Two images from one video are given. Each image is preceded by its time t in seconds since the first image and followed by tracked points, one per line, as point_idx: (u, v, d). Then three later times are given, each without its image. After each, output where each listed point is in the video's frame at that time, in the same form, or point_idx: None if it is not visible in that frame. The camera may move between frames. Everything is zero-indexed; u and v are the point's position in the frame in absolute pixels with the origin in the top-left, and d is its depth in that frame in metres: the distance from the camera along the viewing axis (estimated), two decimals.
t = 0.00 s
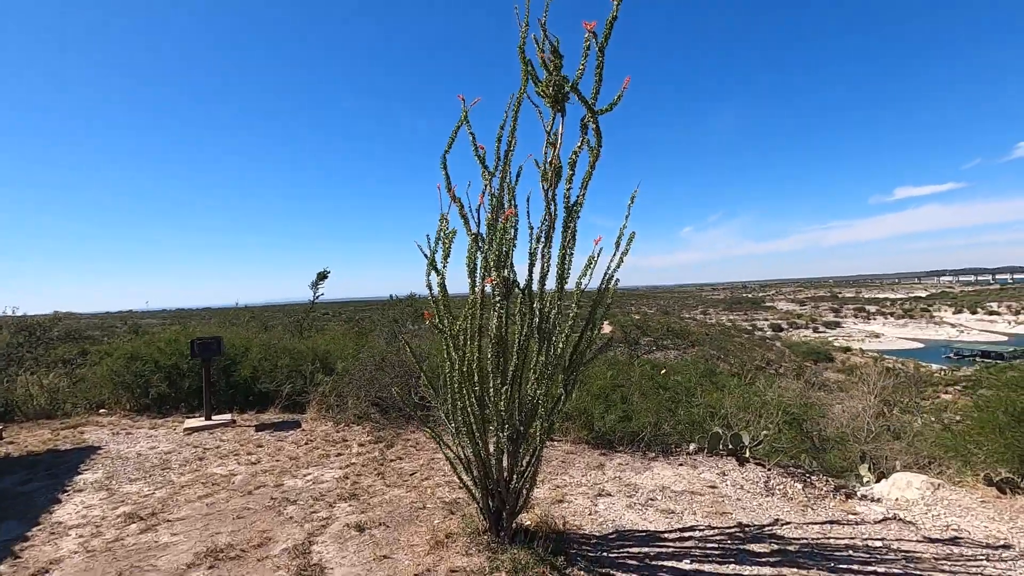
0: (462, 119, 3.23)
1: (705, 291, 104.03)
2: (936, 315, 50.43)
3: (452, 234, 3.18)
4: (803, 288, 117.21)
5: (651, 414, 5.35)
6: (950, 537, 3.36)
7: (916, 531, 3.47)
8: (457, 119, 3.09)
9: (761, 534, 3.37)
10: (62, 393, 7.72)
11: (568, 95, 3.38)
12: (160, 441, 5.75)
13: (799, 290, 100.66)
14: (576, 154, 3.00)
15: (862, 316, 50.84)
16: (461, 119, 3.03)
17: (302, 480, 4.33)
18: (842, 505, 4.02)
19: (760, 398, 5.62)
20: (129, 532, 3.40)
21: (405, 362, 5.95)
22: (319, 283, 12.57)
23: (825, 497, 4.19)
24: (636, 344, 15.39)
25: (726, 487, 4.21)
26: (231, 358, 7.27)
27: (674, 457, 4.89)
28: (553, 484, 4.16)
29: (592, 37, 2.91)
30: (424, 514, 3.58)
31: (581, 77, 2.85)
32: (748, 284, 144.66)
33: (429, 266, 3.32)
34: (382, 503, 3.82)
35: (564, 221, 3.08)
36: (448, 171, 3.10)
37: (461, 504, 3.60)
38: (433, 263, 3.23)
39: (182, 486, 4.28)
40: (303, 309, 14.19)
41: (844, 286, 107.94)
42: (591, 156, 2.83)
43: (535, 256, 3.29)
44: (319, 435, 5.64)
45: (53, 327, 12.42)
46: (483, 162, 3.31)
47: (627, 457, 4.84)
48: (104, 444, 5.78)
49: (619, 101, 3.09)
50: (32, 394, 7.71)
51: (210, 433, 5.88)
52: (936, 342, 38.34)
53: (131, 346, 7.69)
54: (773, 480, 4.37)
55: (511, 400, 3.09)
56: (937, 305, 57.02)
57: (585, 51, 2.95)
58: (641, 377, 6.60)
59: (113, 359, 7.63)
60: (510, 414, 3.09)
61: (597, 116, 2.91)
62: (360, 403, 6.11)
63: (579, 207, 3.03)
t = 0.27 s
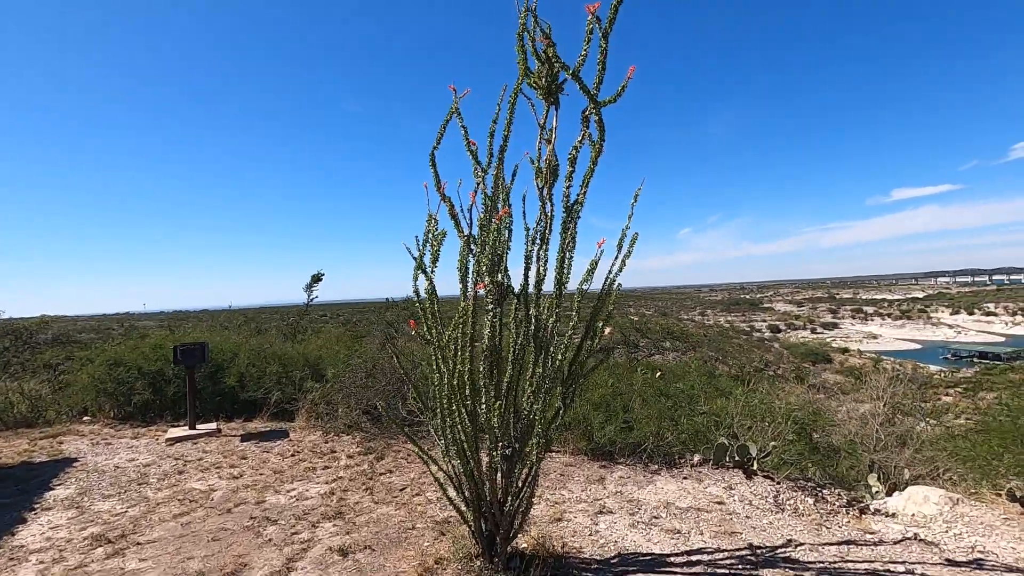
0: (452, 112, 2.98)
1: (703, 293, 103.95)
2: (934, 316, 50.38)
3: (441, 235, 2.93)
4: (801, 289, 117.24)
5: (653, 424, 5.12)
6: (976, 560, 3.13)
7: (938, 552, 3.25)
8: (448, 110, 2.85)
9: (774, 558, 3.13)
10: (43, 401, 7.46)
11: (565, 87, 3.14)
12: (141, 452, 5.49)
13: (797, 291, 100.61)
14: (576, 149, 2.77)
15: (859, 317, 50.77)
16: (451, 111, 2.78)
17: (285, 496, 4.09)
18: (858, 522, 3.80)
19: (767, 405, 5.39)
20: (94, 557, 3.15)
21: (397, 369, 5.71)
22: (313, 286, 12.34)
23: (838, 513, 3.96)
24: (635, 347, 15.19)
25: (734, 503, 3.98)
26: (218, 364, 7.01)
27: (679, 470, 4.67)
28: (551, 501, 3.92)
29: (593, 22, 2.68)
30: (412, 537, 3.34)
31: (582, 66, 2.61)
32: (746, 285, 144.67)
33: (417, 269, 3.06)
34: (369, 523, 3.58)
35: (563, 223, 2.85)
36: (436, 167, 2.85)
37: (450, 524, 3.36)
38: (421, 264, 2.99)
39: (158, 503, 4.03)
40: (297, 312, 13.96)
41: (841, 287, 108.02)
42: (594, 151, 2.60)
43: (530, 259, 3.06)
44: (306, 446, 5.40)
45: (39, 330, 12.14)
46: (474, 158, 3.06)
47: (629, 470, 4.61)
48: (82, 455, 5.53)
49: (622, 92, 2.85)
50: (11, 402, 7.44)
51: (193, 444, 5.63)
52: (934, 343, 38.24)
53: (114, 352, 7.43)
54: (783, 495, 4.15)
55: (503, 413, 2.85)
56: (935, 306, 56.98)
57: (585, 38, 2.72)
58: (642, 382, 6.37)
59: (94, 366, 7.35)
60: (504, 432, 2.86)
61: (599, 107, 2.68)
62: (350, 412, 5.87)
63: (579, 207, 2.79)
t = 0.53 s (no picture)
0: (434, 99, 2.78)
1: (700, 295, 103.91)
2: (931, 319, 50.33)
3: (422, 230, 2.71)
4: (798, 291, 117.32)
5: (652, 431, 4.90)
6: None
7: (956, 571, 3.04)
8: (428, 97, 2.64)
9: None
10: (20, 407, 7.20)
11: (555, 74, 2.95)
12: (116, 461, 5.25)
13: (795, 293, 100.64)
14: (566, 137, 2.56)
15: (856, 320, 50.74)
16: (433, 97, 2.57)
17: (262, 510, 3.85)
18: (868, 537, 3.59)
19: (770, 410, 5.18)
20: None
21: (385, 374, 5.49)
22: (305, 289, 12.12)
23: (846, 527, 3.75)
24: (633, 350, 15.01)
25: (738, 516, 3.76)
26: (202, 369, 6.77)
27: (679, 480, 4.45)
28: (544, 515, 3.70)
29: None
30: (393, 555, 3.11)
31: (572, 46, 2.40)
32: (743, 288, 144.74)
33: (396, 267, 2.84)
34: (349, 540, 3.35)
35: (553, 218, 2.64)
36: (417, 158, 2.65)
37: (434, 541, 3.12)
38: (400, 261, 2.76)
39: (126, 517, 3.79)
40: (290, 315, 13.73)
41: (839, 289, 108.09)
42: (586, 137, 2.40)
43: (518, 257, 2.84)
44: (290, 454, 5.17)
45: (25, 334, 11.88)
46: (459, 148, 2.85)
47: (626, 480, 4.40)
48: (55, 464, 5.29)
49: (616, 77, 2.65)
50: None
51: (172, 453, 5.39)
52: (932, 346, 38.15)
53: (94, 356, 7.18)
54: (788, 507, 3.94)
55: (488, 425, 2.62)
56: (932, 308, 56.96)
57: (576, 17, 2.52)
58: (640, 386, 6.15)
59: (74, 371, 7.10)
60: (489, 443, 2.64)
61: (591, 92, 2.49)
62: (336, 418, 5.64)
63: (570, 201, 2.58)
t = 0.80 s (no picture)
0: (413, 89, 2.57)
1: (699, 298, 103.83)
2: (930, 321, 50.25)
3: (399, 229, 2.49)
4: (797, 294, 117.31)
5: (649, 441, 4.69)
6: None
7: None
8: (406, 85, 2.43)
9: None
10: None
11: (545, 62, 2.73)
12: (90, 473, 5.03)
13: (793, 296, 100.60)
14: (554, 128, 2.34)
15: (855, 322, 50.63)
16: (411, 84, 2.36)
17: (236, 527, 3.63)
18: (878, 556, 3.38)
19: (773, 418, 4.97)
20: None
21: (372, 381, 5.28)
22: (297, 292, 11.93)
23: (854, 545, 3.54)
24: (630, 353, 14.82)
25: (740, 534, 3.54)
26: (185, 375, 6.55)
27: (677, 493, 4.24)
28: (534, 533, 3.48)
29: None
30: None
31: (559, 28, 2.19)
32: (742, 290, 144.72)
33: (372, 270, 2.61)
34: (325, 561, 3.14)
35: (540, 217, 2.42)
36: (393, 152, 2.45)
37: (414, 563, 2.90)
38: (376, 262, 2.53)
39: (90, 536, 3.56)
40: (282, 318, 13.53)
41: (837, 291, 108.09)
42: (574, 127, 2.19)
43: (506, 257, 2.62)
44: (271, 466, 4.94)
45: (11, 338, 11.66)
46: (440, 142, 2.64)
47: (622, 493, 4.19)
48: (27, 476, 5.06)
49: (608, 63, 2.44)
50: None
51: (149, 464, 5.17)
52: (931, 348, 37.95)
53: (74, 362, 6.96)
54: (793, 524, 3.72)
55: (468, 441, 2.41)
56: (931, 310, 56.89)
57: None
58: (638, 392, 5.94)
59: (53, 377, 6.88)
60: (470, 462, 2.42)
61: (581, 78, 2.28)
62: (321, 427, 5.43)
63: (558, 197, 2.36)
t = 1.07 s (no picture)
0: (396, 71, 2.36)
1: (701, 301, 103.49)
2: (933, 324, 49.92)
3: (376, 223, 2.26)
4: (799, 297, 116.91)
5: (650, 450, 4.46)
6: None
7: None
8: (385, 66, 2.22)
9: None
10: None
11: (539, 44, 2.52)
12: (66, 483, 4.81)
13: (795, 299, 100.22)
14: (546, 112, 2.12)
15: (858, 326, 50.32)
16: (390, 64, 2.15)
17: (209, 543, 3.41)
18: None
19: (780, 426, 4.74)
20: None
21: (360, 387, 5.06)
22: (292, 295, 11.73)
23: (870, 563, 3.31)
24: (631, 358, 14.58)
25: (747, 552, 3.31)
26: (170, 380, 6.35)
27: (680, 506, 4.01)
28: (526, 551, 3.25)
29: None
30: None
31: None
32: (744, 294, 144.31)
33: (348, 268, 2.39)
34: None
35: (530, 210, 2.19)
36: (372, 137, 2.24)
37: None
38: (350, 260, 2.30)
39: (54, 553, 3.34)
40: (278, 322, 13.34)
41: (840, 295, 107.69)
42: (568, 109, 1.98)
43: (494, 256, 2.39)
44: (254, 476, 4.72)
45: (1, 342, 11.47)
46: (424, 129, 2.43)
47: (621, 506, 3.96)
48: None
49: (607, 43, 2.22)
50: None
51: (128, 473, 4.95)
52: (936, 351, 37.63)
53: (57, 366, 6.75)
54: (803, 540, 3.49)
55: (449, 457, 2.18)
56: (935, 314, 56.53)
57: None
58: (639, 398, 5.72)
59: (34, 382, 6.67)
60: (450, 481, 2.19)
61: (576, 56, 2.05)
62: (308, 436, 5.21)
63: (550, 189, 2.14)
